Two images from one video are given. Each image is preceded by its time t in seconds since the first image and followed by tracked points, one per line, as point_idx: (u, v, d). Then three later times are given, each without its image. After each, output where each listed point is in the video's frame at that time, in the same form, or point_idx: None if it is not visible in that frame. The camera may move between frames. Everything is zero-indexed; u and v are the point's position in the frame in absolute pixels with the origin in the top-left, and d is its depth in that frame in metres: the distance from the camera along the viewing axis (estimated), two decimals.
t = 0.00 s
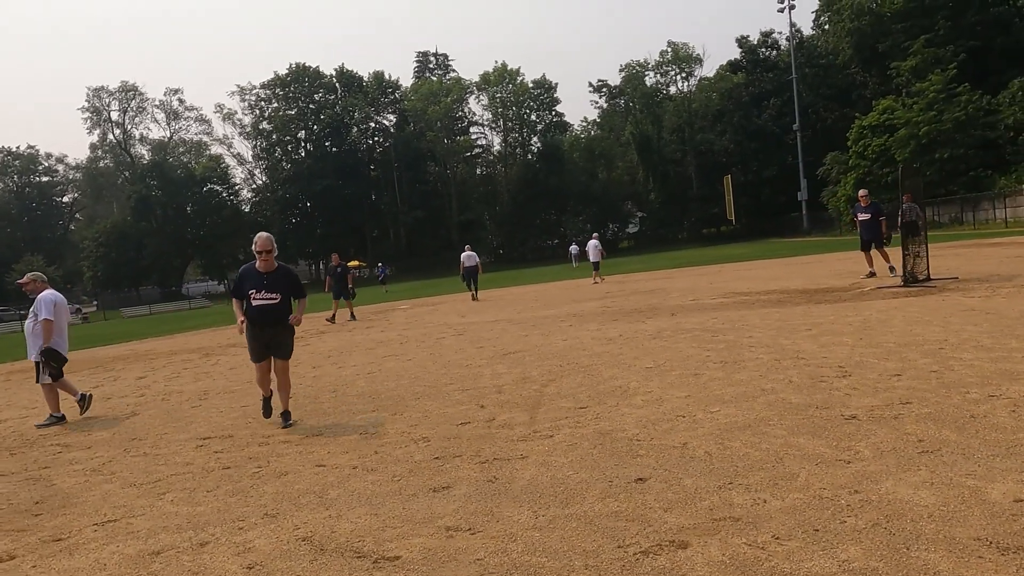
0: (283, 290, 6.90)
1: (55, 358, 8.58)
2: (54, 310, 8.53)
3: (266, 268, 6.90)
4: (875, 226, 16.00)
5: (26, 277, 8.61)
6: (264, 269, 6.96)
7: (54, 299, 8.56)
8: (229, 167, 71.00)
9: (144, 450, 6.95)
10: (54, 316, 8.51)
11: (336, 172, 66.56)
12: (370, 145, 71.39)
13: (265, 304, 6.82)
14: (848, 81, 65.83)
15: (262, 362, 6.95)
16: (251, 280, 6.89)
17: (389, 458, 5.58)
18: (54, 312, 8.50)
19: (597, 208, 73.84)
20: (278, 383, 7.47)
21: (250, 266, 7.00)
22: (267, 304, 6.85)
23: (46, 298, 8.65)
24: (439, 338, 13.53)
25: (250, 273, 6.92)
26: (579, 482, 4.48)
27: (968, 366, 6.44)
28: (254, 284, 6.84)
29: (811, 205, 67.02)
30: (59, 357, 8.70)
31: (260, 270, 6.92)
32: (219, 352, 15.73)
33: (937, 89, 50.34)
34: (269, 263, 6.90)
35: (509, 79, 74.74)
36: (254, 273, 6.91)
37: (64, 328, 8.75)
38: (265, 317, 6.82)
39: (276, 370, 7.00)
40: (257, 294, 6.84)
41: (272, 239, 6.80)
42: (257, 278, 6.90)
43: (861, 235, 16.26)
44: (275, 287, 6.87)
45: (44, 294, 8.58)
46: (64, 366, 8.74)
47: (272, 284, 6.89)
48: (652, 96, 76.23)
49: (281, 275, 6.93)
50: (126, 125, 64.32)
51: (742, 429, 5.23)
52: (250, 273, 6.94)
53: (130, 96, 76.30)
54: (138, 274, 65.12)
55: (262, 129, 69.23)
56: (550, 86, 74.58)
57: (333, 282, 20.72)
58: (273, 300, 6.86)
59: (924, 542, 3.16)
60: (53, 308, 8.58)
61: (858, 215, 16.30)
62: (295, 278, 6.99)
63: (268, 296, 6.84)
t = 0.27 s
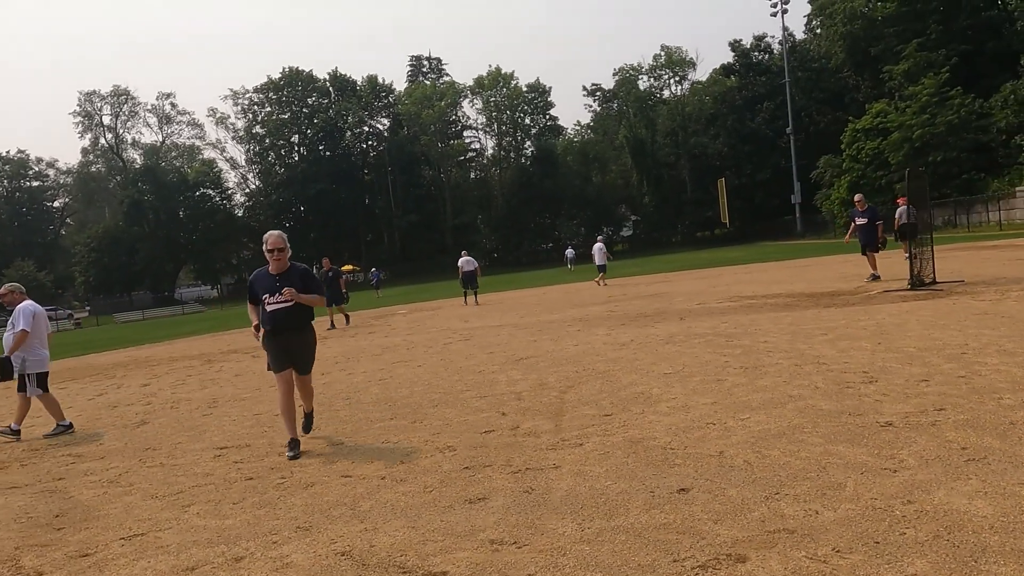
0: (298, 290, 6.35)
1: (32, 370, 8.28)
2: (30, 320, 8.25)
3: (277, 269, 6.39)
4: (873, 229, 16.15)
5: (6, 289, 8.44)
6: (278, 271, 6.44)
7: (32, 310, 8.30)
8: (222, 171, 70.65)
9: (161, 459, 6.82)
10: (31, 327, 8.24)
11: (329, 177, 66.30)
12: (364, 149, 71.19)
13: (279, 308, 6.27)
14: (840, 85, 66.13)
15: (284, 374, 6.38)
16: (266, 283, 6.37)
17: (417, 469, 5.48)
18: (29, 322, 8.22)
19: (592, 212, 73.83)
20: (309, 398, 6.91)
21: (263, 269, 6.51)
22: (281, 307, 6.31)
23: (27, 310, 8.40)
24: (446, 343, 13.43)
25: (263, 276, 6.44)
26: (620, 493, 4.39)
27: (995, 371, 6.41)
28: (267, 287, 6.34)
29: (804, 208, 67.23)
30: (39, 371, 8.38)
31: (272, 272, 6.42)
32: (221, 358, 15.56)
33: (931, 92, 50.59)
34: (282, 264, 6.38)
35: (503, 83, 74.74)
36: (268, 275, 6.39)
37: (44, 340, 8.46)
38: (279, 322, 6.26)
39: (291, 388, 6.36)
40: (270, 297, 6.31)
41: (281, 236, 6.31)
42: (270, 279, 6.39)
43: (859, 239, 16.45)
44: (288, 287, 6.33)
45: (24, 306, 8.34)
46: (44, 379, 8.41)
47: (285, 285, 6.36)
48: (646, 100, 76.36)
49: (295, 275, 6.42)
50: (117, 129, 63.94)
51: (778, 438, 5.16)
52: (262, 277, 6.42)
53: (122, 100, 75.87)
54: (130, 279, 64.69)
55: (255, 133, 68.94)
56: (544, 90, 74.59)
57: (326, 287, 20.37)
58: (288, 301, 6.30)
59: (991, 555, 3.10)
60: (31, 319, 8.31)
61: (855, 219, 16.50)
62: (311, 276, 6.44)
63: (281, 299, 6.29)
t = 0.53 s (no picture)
0: (332, 285, 5.56)
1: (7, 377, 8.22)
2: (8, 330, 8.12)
3: (308, 260, 5.58)
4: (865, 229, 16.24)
5: None
6: (307, 261, 5.61)
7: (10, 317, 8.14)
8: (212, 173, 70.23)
9: (176, 460, 6.75)
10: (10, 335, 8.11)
11: (320, 179, 66.03)
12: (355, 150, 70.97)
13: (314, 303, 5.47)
14: (830, 87, 66.51)
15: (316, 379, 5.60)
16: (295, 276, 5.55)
17: (443, 467, 5.44)
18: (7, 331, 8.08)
19: (583, 213, 73.92)
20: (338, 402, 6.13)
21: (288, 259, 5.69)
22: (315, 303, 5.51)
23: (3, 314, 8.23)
24: (450, 344, 13.37)
25: (291, 268, 5.61)
26: (655, 489, 4.38)
27: (1013, 367, 6.45)
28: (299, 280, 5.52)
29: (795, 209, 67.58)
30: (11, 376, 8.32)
31: (302, 262, 5.60)
32: (221, 359, 15.43)
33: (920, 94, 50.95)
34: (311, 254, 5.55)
35: (495, 85, 74.77)
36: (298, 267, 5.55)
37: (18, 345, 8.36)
38: (311, 321, 5.48)
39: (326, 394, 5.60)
40: (300, 292, 5.50)
41: (312, 223, 5.48)
42: (300, 272, 5.57)
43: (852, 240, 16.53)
44: (321, 281, 5.53)
45: None
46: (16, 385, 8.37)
47: (319, 280, 5.56)
48: (637, 102, 76.58)
49: (328, 267, 5.62)
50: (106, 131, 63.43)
51: (805, 434, 5.16)
52: (292, 269, 5.60)
53: (110, 101, 75.30)
54: (120, 281, 64.20)
55: (246, 134, 68.57)
56: (536, 92, 74.61)
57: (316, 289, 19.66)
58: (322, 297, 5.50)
59: None
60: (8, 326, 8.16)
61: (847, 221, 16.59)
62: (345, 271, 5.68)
63: (315, 293, 5.49)
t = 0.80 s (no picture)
0: (373, 291, 5.27)
1: None
2: None
3: (348, 262, 5.27)
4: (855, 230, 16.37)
5: None
6: (346, 263, 5.31)
7: None
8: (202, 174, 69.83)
9: (194, 462, 6.71)
10: None
11: (312, 180, 65.75)
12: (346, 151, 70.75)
13: (352, 310, 5.17)
14: (821, 87, 66.83)
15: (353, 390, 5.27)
16: (333, 280, 5.24)
17: (469, 467, 5.43)
18: None
19: (576, 213, 73.96)
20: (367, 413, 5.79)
21: (327, 261, 5.38)
22: (355, 309, 5.20)
23: None
24: (454, 344, 13.34)
25: (329, 271, 5.30)
26: (690, 488, 4.39)
27: None
28: (336, 284, 5.21)
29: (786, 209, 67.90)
30: None
31: (342, 264, 5.29)
32: (223, 361, 15.36)
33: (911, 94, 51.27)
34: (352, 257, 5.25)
35: (486, 85, 74.72)
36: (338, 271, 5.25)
37: None
38: (351, 327, 5.16)
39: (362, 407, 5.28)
40: (339, 296, 5.19)
41: (355, 222, 5.19)
42: (339, 275, 5.26)
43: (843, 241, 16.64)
44: (362, 285, 5.23)
45: None
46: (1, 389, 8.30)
47: (358, 283, 5.26)
48: (629, 102, 76.72)
49: (368, 271, 5.32)
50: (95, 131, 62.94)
51: (832, 432, 5.18)
52: (330, 272, 5.28)
53: (99, 102, 74.75)
54: (110, 283, 63.74)
55: (236, 135, 68.21)
56: (528, 92, 74.55)
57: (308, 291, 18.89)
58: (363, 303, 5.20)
59: None
60: None
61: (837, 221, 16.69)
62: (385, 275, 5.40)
63: (355, 300, 5.19)
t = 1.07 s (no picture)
0: (412, 286, 4.85)
1: None
2: None
3: (381, 255, 4.84)
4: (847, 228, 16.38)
5: None
6: (381, 259, 4.87)
7: None
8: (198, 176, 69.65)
9: (211, 461, 6.68)
10: None
11: (309, 182, 65.63)
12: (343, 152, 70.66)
13: (391, 308, 4.73)
14: (817, 86, 66.92)
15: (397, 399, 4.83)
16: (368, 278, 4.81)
17: (494, 463, 5.40)
18: None
19: (573, 213, 73.95)
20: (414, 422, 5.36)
21: (358, 259, 4.95)
22: (394, 308, 4.76)
23: None
24: (461, 343, 13.30)
25: (363, 267, 4.87)
26: (721, 481, 4.37)
27: None
28: (372, 282, 4.78)
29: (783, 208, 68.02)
30: None
31: (376, 259, 4.86)
32: (228, 361, 15.30)
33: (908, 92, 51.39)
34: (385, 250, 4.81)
35: (483, 86, 74.77)
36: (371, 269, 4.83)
37: None
38: (392, 327, 4.73)
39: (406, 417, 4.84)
40: (377, 295, 4.77)
41: (387, 211, 4.77)
42: (374, 271, 4.83)
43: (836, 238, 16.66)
44: (400, 280, 4.81)
45: None
46: None
47: (396, 277, 4.83)
48: (625, 102, 76.78)
49: (406, 263, 4.89)
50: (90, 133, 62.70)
51: (858, 425, 5.18)
52: (363, 270, 4.85)
53: (95, 103, 74.51)
54: (106, 285, 63.51)
55: (233, 136, 68.05)
56: (525, 92, 74.51)
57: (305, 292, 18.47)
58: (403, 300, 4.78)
59: None
60: None
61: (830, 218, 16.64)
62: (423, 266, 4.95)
63: (395, 296, 4.76)
